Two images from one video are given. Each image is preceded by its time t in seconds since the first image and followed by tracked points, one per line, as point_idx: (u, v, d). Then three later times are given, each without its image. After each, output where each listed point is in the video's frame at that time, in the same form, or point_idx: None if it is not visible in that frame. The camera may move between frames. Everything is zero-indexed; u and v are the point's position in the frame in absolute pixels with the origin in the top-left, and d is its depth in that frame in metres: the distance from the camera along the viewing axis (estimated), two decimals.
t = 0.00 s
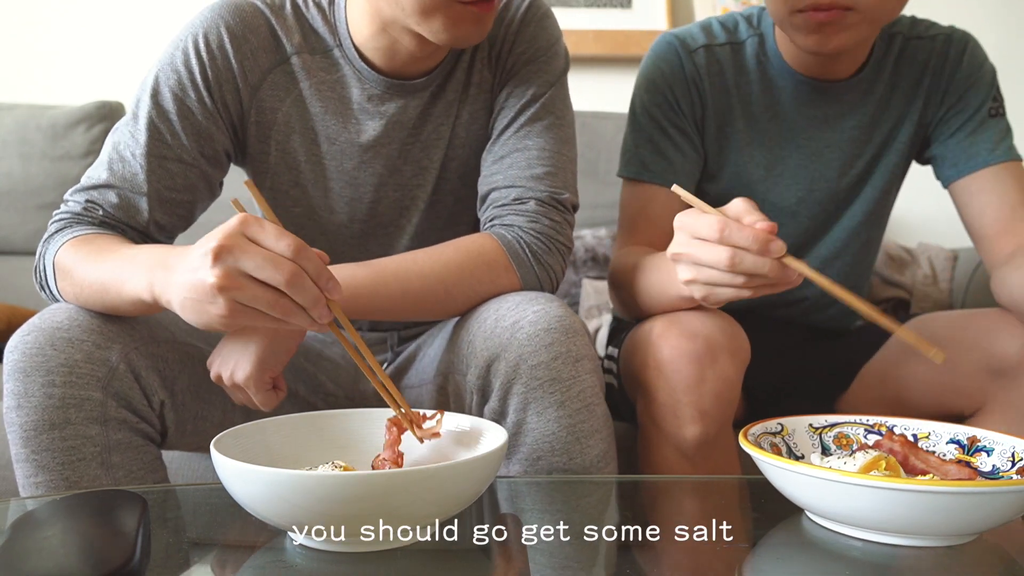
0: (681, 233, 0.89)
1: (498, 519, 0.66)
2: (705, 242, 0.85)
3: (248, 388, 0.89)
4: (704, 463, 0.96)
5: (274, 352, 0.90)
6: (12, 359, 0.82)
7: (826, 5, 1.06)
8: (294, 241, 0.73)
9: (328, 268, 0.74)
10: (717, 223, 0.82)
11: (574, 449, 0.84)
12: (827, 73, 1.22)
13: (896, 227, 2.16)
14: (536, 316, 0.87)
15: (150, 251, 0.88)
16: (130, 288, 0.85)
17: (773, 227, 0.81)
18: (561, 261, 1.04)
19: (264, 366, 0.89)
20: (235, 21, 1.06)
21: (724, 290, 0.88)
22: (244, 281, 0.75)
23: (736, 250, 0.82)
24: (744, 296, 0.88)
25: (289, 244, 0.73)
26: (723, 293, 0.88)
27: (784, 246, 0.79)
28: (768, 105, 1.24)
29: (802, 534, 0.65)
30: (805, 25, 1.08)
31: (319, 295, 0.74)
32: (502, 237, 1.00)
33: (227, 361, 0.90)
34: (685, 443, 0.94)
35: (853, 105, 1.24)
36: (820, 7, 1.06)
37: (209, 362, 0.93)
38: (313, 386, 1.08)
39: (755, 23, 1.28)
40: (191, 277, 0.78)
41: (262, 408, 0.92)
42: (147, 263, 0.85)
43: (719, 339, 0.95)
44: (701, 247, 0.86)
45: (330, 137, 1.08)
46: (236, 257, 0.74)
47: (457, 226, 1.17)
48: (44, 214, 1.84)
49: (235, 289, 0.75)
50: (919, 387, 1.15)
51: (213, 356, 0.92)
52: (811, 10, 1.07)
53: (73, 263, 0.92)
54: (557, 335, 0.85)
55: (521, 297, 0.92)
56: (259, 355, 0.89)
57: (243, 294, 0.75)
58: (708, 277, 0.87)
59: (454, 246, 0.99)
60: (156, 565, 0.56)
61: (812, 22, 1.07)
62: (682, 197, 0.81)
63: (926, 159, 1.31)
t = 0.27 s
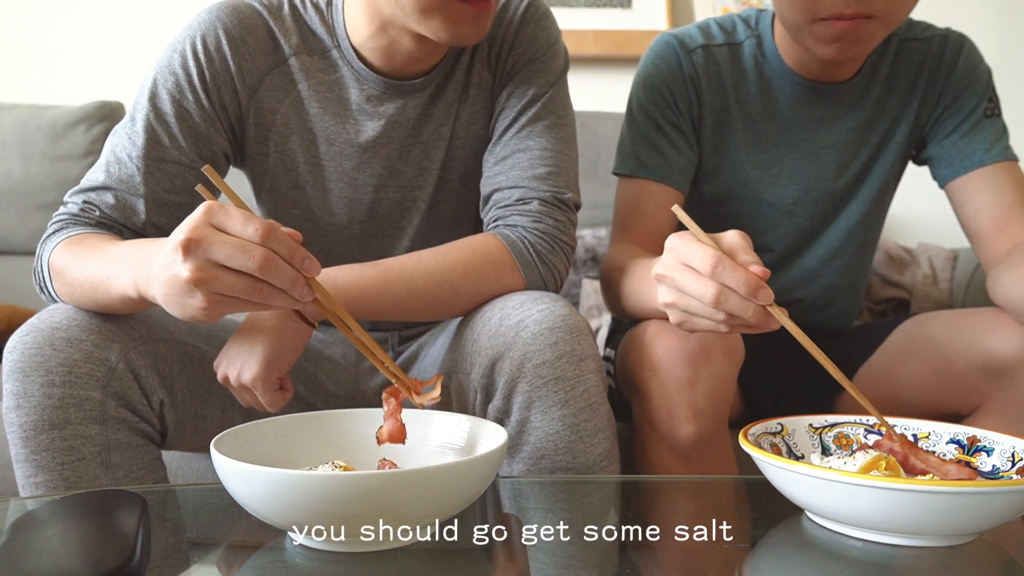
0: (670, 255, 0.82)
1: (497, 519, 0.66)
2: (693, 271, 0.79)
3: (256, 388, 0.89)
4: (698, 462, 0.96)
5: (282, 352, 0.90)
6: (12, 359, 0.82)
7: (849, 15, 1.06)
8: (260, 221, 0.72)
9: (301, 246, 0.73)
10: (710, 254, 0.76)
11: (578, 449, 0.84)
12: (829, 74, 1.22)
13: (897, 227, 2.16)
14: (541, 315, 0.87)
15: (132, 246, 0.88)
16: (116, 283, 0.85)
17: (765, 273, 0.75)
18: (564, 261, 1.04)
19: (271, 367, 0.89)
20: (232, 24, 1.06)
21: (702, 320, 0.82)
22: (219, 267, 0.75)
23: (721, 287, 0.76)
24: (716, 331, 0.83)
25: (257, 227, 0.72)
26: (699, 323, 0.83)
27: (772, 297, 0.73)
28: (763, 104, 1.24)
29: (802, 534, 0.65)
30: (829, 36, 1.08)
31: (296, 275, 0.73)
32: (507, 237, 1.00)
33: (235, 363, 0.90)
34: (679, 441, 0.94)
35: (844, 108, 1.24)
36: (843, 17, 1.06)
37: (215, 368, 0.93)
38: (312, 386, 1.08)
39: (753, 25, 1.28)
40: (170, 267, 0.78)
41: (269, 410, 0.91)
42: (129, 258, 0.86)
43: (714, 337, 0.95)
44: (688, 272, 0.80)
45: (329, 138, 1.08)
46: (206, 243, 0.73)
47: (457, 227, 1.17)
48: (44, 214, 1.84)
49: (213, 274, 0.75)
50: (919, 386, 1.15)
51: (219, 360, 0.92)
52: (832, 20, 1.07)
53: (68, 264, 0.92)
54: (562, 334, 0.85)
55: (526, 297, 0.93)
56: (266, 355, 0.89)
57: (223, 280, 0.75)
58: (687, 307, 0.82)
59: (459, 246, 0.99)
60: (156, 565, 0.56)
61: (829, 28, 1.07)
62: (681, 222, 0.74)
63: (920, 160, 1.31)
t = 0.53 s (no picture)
0: (703, 259, 0.78)
1: (496, 519, 0.66)
2: (728, 279, 0.75)
3: (245, 383, 0.89)
4: (700, 463, 0.96)
5: (272, 347, 0.90)
6: (9, 359, 0.82)
7: (869, 22, 1.05)
8: (216, 209, 0.73)
9: (266, 230, 0.73)
10: (748, 266, 0.72)
11: (570, 451, 0.84)
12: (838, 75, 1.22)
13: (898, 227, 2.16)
14: (531, 317, 0.87)
15: (108, 244, 0.89)
16: (96, 282, 0.86)
17: (802, 289, 0.72)
18: (559, 262, 1.04)
19: (261, 362, 0.89)
20: (228, 26, 1.06)
21: (727, 327, 0.80)
22: (185, 263, 0.76)
23: (758, 297, 0.72)
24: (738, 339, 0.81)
25: (217, 217, 0.72)
26: (725, 331, 0.81)
27: (808, 316, 0.70)
28: (768, 103, 1.24)
29: (802, 534, 0.65)
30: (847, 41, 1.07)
31: (267, 259, 0.73)
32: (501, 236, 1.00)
33: (225, 356, 0.90)
34: (681, 442, 0.94)
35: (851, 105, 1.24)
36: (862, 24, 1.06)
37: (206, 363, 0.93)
38: (311, 386, 1.08)
39: (760, 23, 1.28)
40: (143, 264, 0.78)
41: (260, 405, 0.90)
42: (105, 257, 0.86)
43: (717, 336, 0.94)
44: (719, 282, 0.76)
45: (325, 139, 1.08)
46: (169, 242, 0.75)
47: (455, 227, 1.17)
48: (44, 214, 1.84)
49: (181, 271, 0.77)
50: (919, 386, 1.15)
51: (211, 353, 0.92)
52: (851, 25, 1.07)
53: (59, 263, 0.92)
54: (551, 336, 0.85)
55: (517, 297, 0.93)
56: (256, 351, 0.89)
57: (194, 275, 0.76)
58: (715, 313, 0.79)
59: (452, 245, 0.99)
60: (154, 564, 0.56)
61: (847, 36, 1.07)
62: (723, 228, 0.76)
63: (925, 160, 1.31)
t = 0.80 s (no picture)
0: (717, 265, 0.77)
1: (496, 519, 0.66)
2: (741, 289, 0.74)
3: (229, 378, 0.89)
4: (700, 464, 0.95)
5: (258, 342, 0.91)
6: (5, 360, 0.82)
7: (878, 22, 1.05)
8: (176, 201, 0.73)
9: (231, 216, 0.74)
10: (762, 275, 0.71)
11: (558, 455, 0.84)
12: (846, 75, 1.21)
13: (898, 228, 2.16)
14: (517, 320, 0.87)
15: (85, 247, 0.90)
16: (77, 290, 0.86)
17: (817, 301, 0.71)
18: (550, 263, 1.04)
19: (247, 358, 0.90)
20: (221, 26, 1.06)
21: (738, 334, 0.79)
22: (155, 261, 0.77)
23: (771, 307, 0.71)
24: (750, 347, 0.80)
25: (179, 210, 0.73)
26: (735, 338, 0.81)
27: (820, 328, 0.69)
28: (774, 101, 1.24)
29: (802, 534, 0.65)
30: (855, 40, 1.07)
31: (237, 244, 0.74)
32: (491, 237, 1.00)
33: (211, 351, 0.90)
34: (683, 443, 0.94)
35: (859, 104, 1.24)
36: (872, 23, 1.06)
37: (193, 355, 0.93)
38: (309, 386, 1.08)
39: (767, 23, 1.29)
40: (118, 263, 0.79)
41: (245, 401, 0.91)
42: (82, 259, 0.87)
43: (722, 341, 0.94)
44: (732, 290, 0.75)
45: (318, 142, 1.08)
46: (136, 241, 0.76)
47: (452, 226, 1.17)
48: (44, 214, 1.84)
49: (153, 269, 0.78)
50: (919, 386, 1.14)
51: (198, 347, 0.92)
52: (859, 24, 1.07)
53: (49, 264, 0.92)
54: (537, 339, 0.85)
55: (504, 300, 0.93)
56: (241, 347, 0.89)
57: (169, 269, 0.77)
58: (726, 320, 0.79)
59: (443, 245, 0.99)
60: (152, 563, 0.56)
61: (858, 32, 1.07)
62: (735, 232, 0.74)
63: (929, 160, 1.31)
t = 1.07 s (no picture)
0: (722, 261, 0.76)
1: (495, 519, 0.66)
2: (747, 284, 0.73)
3: (223, 383, 0.88)
4: (699, 464, 0.95)
5: (252, 346, 0.90)
6: (2, 360, 0.82)
7: (880, 25, 1.06)
8: (157, 193, 0.73)
9: (213, 205, 0.74)
10: (769, 272, 0.70)
11: (555, 456, 0.84)
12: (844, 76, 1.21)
13: (899, 228, 2.16)
14: (513, 321, 0.87)
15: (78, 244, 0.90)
16: (70, 288, 0.86)
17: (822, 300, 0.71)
18: (546, 263, 1.04)
19: (241, 361, 0.88)
20: (214, 27, 1.06)
21: (740, 331, 0.78)
22: (141, 254, 0.77)
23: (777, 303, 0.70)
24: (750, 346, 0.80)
25: (161, 201, 0.73)
26: (737, 335, 0.80)
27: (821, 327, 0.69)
28: (774, 101, 1.24)
29: (802, 534, 0.65)
30: (855, 42, 1.08)
31: (221, 233, 0.74)
32: (487, 237, 1.00)
33: (205, 354, 0.89)
34: (682, 442, 0.94)
35: (858, 104, 1.24)
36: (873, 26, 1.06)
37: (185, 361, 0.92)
38: (308, 386, 1.09)
39: (767, 23, 1.29)
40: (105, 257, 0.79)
41: (239, 406, 0.90)
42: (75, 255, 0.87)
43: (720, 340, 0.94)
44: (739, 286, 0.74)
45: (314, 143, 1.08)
46: (121, 235, 0.76)
47: (451, 226, 1.17)
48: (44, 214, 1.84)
49: (140, 262, 0.78)
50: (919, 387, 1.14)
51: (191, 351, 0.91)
52: (860, 26, 1.07)
53: (43, 264, 0.92)
54: (533, 341, 0.85)
55: (500, 301, 0.93)
56: (236, 351, 0.88)
57: (154, 263, 0.77)
58: (731, 316, 0.77)
59: (440, 246, 0.99)
60: (151, 563, 0.56)
61: (856, 38, 1.07)
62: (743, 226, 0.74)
63: (929, 161, 1.31)
